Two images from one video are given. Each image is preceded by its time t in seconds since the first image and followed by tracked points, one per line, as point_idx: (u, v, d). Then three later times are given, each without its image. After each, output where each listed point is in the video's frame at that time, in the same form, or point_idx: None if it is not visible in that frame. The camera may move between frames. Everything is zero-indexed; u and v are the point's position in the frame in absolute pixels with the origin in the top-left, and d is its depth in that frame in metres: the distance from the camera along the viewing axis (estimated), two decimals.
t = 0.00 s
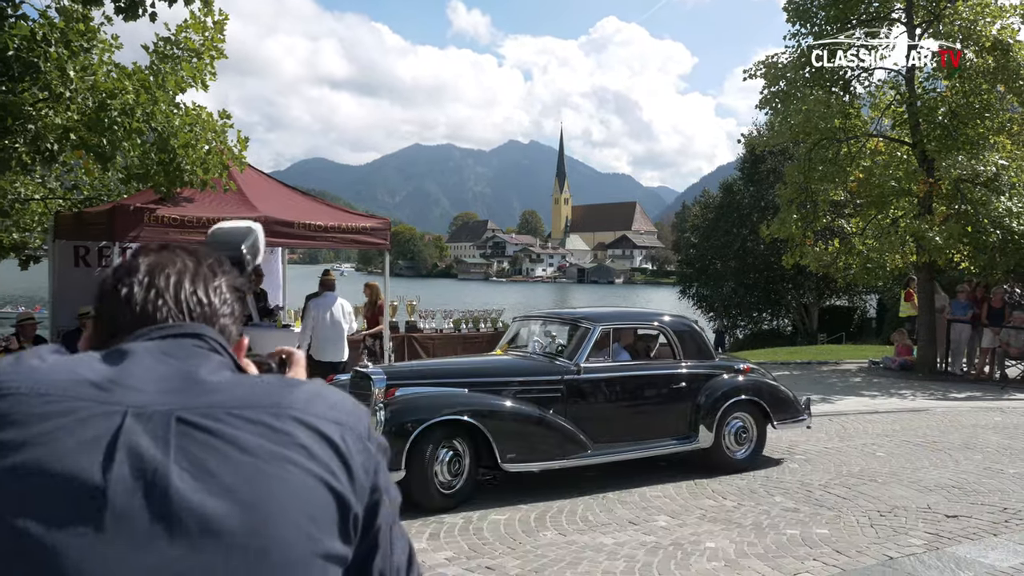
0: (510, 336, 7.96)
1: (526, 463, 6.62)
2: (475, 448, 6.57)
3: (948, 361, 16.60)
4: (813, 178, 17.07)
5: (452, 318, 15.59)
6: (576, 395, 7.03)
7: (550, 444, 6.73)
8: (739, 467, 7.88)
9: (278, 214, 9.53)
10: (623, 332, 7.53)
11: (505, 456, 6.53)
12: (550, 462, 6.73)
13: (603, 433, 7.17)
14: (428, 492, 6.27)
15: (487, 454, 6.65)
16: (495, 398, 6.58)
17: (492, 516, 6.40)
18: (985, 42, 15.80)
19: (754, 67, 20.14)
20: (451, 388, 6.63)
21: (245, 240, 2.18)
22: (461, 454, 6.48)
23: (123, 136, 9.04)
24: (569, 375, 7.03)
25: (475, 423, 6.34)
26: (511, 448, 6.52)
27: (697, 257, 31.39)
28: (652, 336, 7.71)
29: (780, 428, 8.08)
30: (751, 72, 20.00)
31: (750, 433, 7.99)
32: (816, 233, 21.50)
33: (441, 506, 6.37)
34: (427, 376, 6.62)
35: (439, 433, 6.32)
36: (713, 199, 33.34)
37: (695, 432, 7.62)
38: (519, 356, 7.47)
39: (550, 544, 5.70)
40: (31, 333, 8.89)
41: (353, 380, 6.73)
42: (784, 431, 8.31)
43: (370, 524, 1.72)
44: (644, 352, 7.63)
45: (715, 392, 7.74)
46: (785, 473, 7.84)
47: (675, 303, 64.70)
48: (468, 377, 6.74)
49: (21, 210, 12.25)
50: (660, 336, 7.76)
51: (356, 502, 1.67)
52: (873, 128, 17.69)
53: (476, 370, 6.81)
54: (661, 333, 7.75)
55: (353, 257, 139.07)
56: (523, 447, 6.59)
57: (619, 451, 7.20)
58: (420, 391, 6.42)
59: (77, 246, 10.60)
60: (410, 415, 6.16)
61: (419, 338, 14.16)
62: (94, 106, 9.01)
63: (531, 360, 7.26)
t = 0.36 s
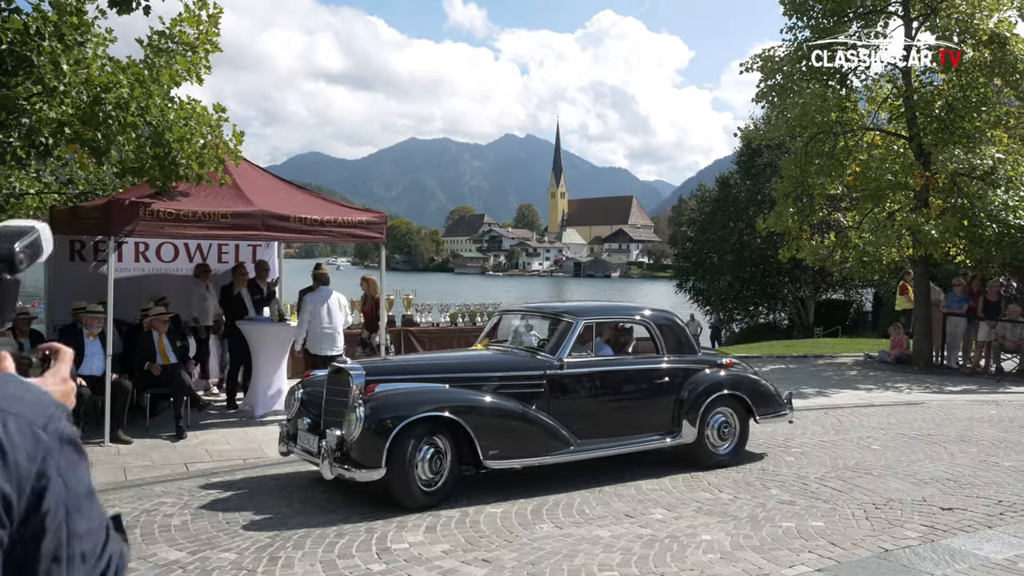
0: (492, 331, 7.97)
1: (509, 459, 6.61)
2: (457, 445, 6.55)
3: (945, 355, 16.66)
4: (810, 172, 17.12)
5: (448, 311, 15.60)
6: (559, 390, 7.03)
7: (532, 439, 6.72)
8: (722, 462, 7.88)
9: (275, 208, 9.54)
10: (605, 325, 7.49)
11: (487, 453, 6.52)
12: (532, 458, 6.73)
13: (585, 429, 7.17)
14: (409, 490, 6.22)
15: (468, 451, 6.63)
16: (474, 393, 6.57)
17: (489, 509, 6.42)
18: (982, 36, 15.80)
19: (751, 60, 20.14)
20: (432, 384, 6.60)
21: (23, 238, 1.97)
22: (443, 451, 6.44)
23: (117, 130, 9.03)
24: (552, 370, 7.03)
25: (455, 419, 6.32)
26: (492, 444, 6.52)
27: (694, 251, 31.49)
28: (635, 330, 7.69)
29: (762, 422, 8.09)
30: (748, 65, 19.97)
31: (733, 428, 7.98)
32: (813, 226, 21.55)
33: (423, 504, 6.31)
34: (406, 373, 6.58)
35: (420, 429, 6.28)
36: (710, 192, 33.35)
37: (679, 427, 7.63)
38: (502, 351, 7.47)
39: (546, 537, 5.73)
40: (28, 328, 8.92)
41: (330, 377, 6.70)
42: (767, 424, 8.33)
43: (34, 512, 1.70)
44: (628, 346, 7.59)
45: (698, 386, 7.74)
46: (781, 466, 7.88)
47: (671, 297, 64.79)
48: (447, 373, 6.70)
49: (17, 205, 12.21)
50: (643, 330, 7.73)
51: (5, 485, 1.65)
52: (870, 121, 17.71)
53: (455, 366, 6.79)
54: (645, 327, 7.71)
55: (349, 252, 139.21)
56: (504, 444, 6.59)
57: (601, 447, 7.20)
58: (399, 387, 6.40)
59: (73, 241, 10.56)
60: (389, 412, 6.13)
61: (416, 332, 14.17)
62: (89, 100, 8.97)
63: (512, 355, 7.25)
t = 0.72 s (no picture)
0: (477, 320, 7.97)
1: (496, 451, 6.58)
2: (443, 436, 6.50)
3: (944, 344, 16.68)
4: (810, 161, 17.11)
5: (447, 300, 15.60)
6: (546, 380, 7.03)
7: (517, 429, 6.69)
8: (710, 453, 7.90)
9: (273, 196, 9.52)
10: (592, 315, 7.46)
11: (473, 444, 6.49)
12: (518, 449, 6.71)
13: (571, 420, 7.18)
14: (394, 482, 6.14)
15: (454, 443, 6.59)
16: (458, 384, 6.53)
17: (488, 496, 6.45)
18: (983, 25, 15.73)
19: (752, 49, 20.07)
20: (416, 374, 6.57)
21: None
22: (428, 442, 6.38)
23: (116, 118, 8.98)
24: (539, 359, 7.03)
25: (441, 410, 6.28)
26: (479, 435, 6.49)
27: (693, 241, 31.51)
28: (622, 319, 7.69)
29: (750, 413, 8.12)
30: (748, 53, 19.87)
31: (720, 418, 8.01)
32: (813, 216, 21.54)
33: (410, 497, 6.25)
34: (389, 364, 6.54)
35: (405, 420, 6.23)
36: (710, 182, 33.31)
37: (666, 417, 7.65)
38: (486, 340, 7.47)
39: (545, 524, 5.75)
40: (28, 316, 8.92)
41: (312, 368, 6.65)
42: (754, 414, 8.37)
43: None
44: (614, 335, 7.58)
45: (685, 376, 7.76)
46: (779, 455, 7.90)
47: (671, 287, 64.80)
48: (430, 363, 6.68)
49: (16, 191, 12.16)
50: (630, 319, 7.72)
51: None
52: (870, 111, 17.66)
53: (438, 356, 6.76)
54: (632, 316, 7.71)
55: (348, 241, 139.13)
56: (490, 435, 6.55)
57: (588, 438, 7.19)
58: (383, 378, 6.33)
59: (71, 229, 10.54)
60: (373, 402, 6.08)
61: (415, 320, 14.17)
62: (87, 88, 8.93)
63: (496, 345, 7.23)
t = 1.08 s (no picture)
0: (468, 309, 7.97)
1: (487, 441, 6.59)
2: (434, 427, 6.50)
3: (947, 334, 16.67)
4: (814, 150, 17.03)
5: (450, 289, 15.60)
6: (538, 369, 7.02)
7: (509, 420, 6.68)
8: (703, 444, 7.90)
9: (275, 184, 9.51)
10: (584, 304, 7.46)
11: (464, 435, 6.49)
12: (509, 440, 6.70)
13: (563, 410, 7.17)
14: (382, 473, 6.15)
15: (445, 433, 6.59)
16: (449, 373, 6.52)
17: (490, 485, 6.47)
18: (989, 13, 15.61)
19: (756, 37, 19.94)
20: (406, 364, 6.55)
21: None
22: (419, 433, 6.38)
23: (119, 106, 8.95)
24: (531, 349, 7.01)
25: (431, 400, 6.27)
26: (471, 426, 6.49)
27: (696, 230, 31.45)
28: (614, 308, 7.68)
29: (742, 402, 8.14)
30: (752, 41, 19.74)
31: (712, 408, 8.03)
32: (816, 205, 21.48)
33: (398, 488, 6.25)
34: (378, 355, 6.52)
35: (395, 411, 6.23)
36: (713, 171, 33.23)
37: (659, 407, 7.65)
38: (477, 330, 7.46)
39: (547, 512, 5.77)
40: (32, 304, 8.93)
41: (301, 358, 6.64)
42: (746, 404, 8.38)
43: None
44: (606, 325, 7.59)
45: (677, 366, 7.77)
46: (781, 444, 7.91)
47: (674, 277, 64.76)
48: (420, 353, 6.66)
49: (19, 180, 12.15)
50: (622, 308, 7.72)
51: None
52: (875, 100, 17.56)
53: (428, 346, 6.75)
54: (624, 306, 7.72)
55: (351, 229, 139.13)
56: (482, 426, 6.55)
57: (580, 429, 7.19)
58: (373, 368, 6.31)
59: (75, 217, 10.57)
60: (363, 393, 6.07)
61: (417, 309, 14.16)
62: (89, 76, 8.91)
63: (487, 334, 7.22)
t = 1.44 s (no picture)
0: (462, 299, 7.96)
1: (482, 433, 6.60)
2: (428, 419, 6.50)
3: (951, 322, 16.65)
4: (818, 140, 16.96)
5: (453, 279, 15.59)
6: (534, 359, 7.01)
7: (503, 410, 6.69)
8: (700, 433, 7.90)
9: (278, 175, 9.50)
10: (579, 294, 7.45)
11: (459, 427, 6.49)
12: (503, 432, 6.71)
13: (559, 401, 7.17)
14: (375, 466, 6.13)
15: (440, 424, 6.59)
16: (443, 364, 6.53)
17: (493, 475, 6.49)
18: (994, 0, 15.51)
19: (759, 25, 19.81)
20: (400, 355, 6.54)
21: None
22: (413, 425, 6.37)
23: (121, 97, 8.86)
24: (526, 339, 7.01)
25: (425, 391, 6.27)
26: (466, 418, 6.50)
27: (700, 219, 31.36)
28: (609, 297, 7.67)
29: (739, 392, 8.14)
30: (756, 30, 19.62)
31: (709, 397, 8.03)
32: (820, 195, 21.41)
33: (390, 481, 6.23)
34: (371, 346, 6.51)
35: (389, 402, 6.23)
36: (717, 160, 33.13)
37: (655, 398, 7.65)
38: (472, 320, 7.45)
39: (551, 502, 5.78)
40: (37, 296, 8.94)
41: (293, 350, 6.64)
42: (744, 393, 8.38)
43: None
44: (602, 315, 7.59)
45: (674, 355, 7.77)
46: (784, 434, 7.90)
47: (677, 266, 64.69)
48: (414, 343, 6.65)
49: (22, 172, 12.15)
50: (617, 298, 7.72)
51: None
52: (879, 88, 17.47)
53: (421, 336, 6.74)
54: (620, 295, 7.71)
55: (354, 220, 139.11)
56: (477, 418, 6.56)
57: (575, 420, 7.19)
58: (366, 360, 6.31)
59: (78, 208, 10.57)
60: (356, 384, 6.07)
61: (421, 298, 14.15)
62: (90, 66, 8.89)
63: (482, 325, 7.21)
